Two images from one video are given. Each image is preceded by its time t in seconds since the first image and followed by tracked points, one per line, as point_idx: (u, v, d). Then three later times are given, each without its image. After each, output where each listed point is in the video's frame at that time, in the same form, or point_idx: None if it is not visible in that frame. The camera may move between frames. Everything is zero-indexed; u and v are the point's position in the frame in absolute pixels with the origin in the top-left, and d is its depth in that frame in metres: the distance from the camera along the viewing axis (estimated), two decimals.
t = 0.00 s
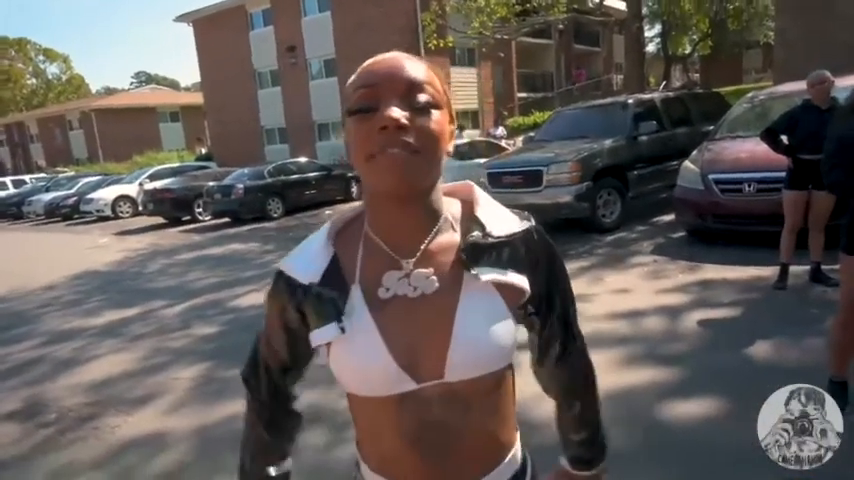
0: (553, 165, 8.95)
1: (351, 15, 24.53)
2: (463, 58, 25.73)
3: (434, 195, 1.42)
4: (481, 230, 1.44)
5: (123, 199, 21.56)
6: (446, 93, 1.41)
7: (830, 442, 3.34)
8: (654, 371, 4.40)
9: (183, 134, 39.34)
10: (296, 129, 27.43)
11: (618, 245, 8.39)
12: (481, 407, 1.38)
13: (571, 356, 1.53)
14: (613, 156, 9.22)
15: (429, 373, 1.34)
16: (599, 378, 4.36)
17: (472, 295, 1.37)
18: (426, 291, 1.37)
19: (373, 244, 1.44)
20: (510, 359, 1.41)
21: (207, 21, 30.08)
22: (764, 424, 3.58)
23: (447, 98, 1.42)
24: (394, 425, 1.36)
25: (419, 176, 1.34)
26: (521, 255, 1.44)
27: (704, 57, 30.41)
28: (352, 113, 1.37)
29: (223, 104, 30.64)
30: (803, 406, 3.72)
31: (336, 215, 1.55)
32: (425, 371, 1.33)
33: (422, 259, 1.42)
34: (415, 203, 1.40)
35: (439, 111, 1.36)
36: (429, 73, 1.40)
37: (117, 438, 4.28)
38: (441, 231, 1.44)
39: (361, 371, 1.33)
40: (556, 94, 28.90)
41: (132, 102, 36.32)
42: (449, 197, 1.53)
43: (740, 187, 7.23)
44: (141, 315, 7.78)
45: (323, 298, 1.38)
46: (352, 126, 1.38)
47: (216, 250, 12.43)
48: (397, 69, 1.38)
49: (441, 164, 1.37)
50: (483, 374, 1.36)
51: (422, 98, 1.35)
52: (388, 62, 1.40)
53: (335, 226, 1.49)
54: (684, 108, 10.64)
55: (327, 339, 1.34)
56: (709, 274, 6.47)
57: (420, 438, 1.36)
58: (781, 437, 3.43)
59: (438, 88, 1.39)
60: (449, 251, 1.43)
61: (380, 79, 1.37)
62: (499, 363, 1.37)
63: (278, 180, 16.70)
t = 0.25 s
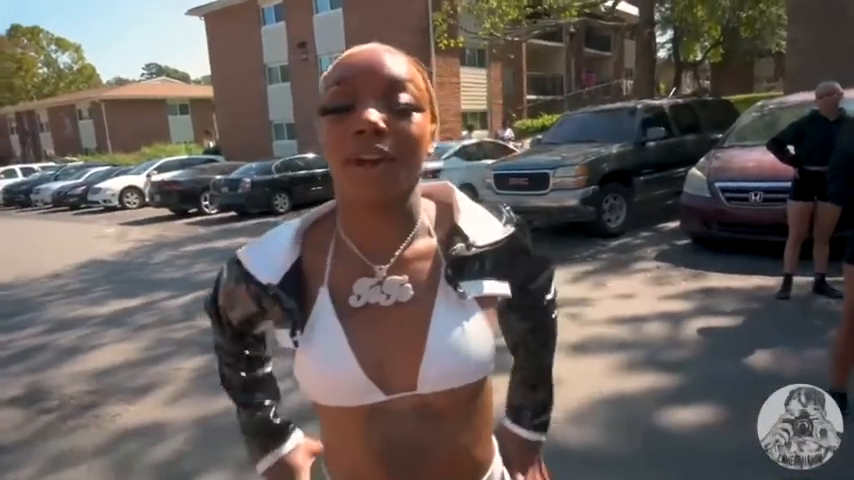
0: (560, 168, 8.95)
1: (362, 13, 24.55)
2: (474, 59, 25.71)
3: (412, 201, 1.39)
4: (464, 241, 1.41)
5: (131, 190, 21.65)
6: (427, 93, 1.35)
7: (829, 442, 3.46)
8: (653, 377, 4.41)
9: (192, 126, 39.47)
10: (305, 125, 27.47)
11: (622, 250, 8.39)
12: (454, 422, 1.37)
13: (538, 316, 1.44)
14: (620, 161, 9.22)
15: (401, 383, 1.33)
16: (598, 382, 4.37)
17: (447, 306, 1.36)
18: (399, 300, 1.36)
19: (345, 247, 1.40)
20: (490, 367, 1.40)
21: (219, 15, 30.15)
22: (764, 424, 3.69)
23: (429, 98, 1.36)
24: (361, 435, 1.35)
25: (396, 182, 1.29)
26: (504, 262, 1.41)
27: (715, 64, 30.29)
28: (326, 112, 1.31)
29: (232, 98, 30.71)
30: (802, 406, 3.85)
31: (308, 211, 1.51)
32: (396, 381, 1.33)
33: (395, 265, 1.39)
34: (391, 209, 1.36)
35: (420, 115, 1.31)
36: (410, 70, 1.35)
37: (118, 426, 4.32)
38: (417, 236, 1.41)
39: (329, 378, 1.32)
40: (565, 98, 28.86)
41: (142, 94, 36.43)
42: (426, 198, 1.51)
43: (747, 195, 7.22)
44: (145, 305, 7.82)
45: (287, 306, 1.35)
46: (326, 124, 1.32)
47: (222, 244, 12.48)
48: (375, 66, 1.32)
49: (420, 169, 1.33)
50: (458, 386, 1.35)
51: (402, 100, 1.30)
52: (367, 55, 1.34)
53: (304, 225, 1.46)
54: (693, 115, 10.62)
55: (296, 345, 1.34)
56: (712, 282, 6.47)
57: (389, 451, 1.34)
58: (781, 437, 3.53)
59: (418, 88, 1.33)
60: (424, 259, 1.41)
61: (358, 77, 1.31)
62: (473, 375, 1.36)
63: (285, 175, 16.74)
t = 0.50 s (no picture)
0: (565, 171, 8.95)
1: (373, 12, 24.59)
2: (483, 60, 25.72)
3: (390, 207, 1.36)
4: (437, 248, 1.41)
5: (138, 183, 21.76)
6: (407, 100, 1.33)
7: (830, 442, 3.56)
8: (654, 381, 4.41)
9: (200, 121, 39.67)
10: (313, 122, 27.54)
11: (627, 254, 8.39)
12: (427, 424, 1.34)
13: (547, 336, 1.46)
14: (627, 165, 9.21)
15: (375, 386, 1.31)
16: (598, 385, 4.38)
17: (422, 313, 1.34)
18: (376, 304, 1.33)
19: (323, 252, 1.38)
20: (459, 371, 1.38)
21: (230, 11, 30.26)
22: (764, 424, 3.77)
23: (409, 106, 1.33)
24: (334, 437, 1.32)
25: (373, 191, 1.26)
26: (481, 267, 1.43)
27: (725, 70, 30.21)
28: (303, 121, 1.27)
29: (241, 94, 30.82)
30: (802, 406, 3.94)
31: (286, 214, 1.48)
32: (370, 386, 1.31)
33: (372, 271, 1.37)
34: (369, 218, 1.35)
35: (399, 125, 1.28)
36: (392, 78, 1.31)
37: (120, 416, 4.34)
38: (394, 241, 1.40)
39: (304, 382, 1.30)
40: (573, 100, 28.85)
41: (152, 88, 36.61)
42: (404, 203, 1.49)
43: (752, 202, 7.21)
44: (150, 298, 7.87)
45: (264, 309, 1.32)
46: (303, 133, 1.28)
47: (228, 239, 12.54)
48: (354, 72, 1.28)
49: (399, 176, 1.30)
50: (431, 388, 1.33)
51: (382, 109, 1.26)
52: (347, 60, 1.30)
53: (282, 227, 1.43)
54: (701, 121, 10.60)
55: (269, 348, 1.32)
56: (715, 288, 6.47)
57: (362, 452, 1.32)
58: (781, 437, 3.62)
59: (398, 96, 1.30)
60: (399, 264, 1.39)
61: (336, 85, 1.27)
62: (446, 378, 1.34)
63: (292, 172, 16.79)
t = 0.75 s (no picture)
0: (573, 173, 8.94)
1: (384, 10, 24.62)
2: (493, 60, 25.69)
3: (379, 207, 1.38)
4: (420, 252, 1.41)
5: (148, 177, 21.91)
6: (396, 103, 1.34)
7: (830, 442, 3.62)
8: (656, 384, 4.42)
9: (211, 117, 39.93)
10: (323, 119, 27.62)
11: (633, 257, 8.38)
12: (413, 418, 1.37)
13: (543, 350, 1.59)
14: (636, 168, 9.20)
15: (364, 382, 1.33)
16: (601, 387, 4.39)
17: (413, 314, 1.35)
18: (365, 304, 1.34)
19: (314, 252, 1.38)
20: (442, 368, 1.39)
21: (243, 7, 30.37)
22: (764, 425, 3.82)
23: (397, 110, 1.35)
24: (323, 430, 1.35)
25: (363, 196, 1.28)
26: (469, 270, 1.44)
27: (738, 75, 30.04)
28: (294, 124, 1.27)
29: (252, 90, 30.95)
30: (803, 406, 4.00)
31: (275, 212, 1.47)
32: (358, 382, 1.33)
33: (361, 271, 1.38)
34: (359, 220, 1.36)
35: (389, 128, 1.29)
36: (382, 82, 1.32)
37: (126, 407, 4.39)
38: (380, 242, 1.40)
39: (295, 379, 1.31)
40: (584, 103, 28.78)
41: (163, 82, 36.83)
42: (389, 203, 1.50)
43: (760, 208, 7.18)
44: (157, 291, 7.94)
45: (259, 304, 1.31)
46: (293, 136, 1.29)
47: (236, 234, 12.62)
48: (344, 75, 1.29)
49: (388, 179, 1.32)
50: (417, 386, 1.35)
51: (373, 114, 1.28)
52: (337, 63, 1.30)
53: (271, 226, 1.42)
54: (711, 125, 10.57)
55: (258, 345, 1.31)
56: (720, 293, 6.47)
57: (352, 445, 1.35)
58: (781, 437, 3.68)
59: (388, 100, 1.31)
60: (387, 264, 1.40)
61: (326, 89, 1.28)
62: (431, 374, 1.37)
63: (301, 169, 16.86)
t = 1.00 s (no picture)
0: (589, 174, 8.90)
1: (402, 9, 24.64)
2: (511, 60, 25.62)
3: (370, 209, 1.36)
4: (409, 254, 1.37)
5: (167, 173, 22.17)
6: (387, 104, 1.31)
7: (829, 443, 3.61)
8: (668, 388, 4.39)
9: (229, 114, 40.34)
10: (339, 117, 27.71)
11: (648, 259, 8.32)
12: (405, 420, 1.36)
13: (548, 353, 1.48)
14: (652, 170, 9.14)
15: (355, 384, 1.32)
16: (612, 389, 4.38)
17: (404, 318, 1.32)
18: (356, 307, 1.32)
19: (308, 255, 1.37)
20: (439, 369, 1.38)
21: (262, 5, 30.57)
22: (762, 426, 3.81)
23: (388, 111, 1.32)
24: (318, 429, 1.35)
25: (354, 200, 1.26)
26: (464, 272, 1.37)
27: (759, 76, 29.62)
28: (282, 128, 1.26)
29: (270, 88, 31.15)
30: (802, 406, 3.99)
31: (273, 211, 1.46)
32: (350, 383, 1.32)
33: (352, 272, 1.36)
34: (353, 223, 1.34)
35: (380, 131, 1.27)
36: (373, 83, 1.30)
37: (141, 398, 4.46)
38: (371, 244, 1.37)
39: (290, 380, 1.32)
40: (601, 103, 28.61)
41: (183, 79, 37.22)
42: (383, 201, 1.47)
43: (778, 211, 7.10)
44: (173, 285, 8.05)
45: (256, 307, 1.32)
46: (283, 140, 1.27)
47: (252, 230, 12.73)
48: (333, 77, 1.26)
49: (379, 182, 1.30)
50: (408, 388, 1.33)
51: (364, 116, 1.25)
52: (327, 63, 1.28)
53: (268, 227, 1.42)
54: (729, 127, 10.46)
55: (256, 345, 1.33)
56: (735, 297, 6.41)
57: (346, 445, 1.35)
58: (780, 437, 3.66)
59: (379, 102, 1.29)
60: (379, 266, 1.37)
61: (316, 91, 1.25)
62: (424, 376, 1.34)
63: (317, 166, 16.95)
